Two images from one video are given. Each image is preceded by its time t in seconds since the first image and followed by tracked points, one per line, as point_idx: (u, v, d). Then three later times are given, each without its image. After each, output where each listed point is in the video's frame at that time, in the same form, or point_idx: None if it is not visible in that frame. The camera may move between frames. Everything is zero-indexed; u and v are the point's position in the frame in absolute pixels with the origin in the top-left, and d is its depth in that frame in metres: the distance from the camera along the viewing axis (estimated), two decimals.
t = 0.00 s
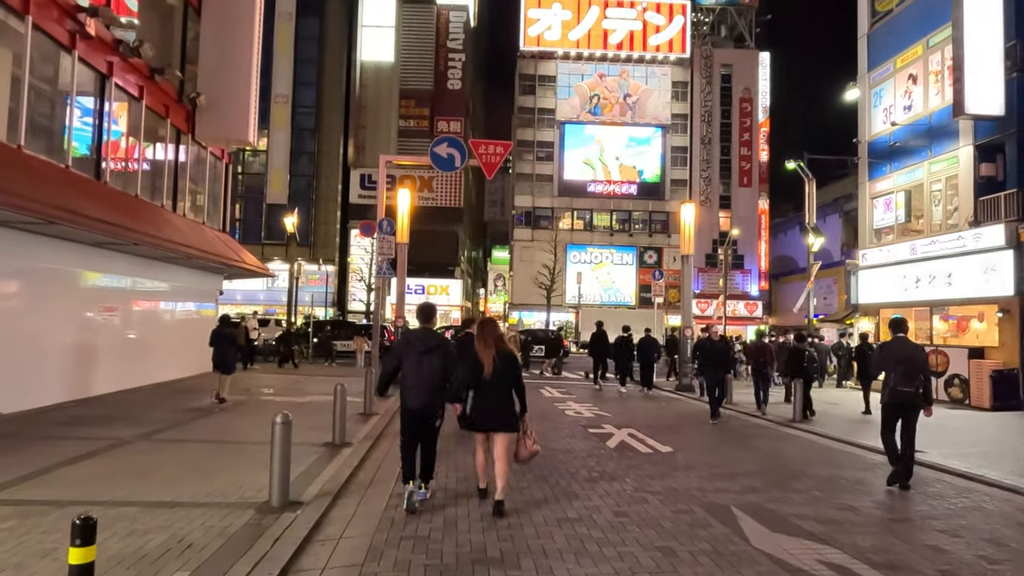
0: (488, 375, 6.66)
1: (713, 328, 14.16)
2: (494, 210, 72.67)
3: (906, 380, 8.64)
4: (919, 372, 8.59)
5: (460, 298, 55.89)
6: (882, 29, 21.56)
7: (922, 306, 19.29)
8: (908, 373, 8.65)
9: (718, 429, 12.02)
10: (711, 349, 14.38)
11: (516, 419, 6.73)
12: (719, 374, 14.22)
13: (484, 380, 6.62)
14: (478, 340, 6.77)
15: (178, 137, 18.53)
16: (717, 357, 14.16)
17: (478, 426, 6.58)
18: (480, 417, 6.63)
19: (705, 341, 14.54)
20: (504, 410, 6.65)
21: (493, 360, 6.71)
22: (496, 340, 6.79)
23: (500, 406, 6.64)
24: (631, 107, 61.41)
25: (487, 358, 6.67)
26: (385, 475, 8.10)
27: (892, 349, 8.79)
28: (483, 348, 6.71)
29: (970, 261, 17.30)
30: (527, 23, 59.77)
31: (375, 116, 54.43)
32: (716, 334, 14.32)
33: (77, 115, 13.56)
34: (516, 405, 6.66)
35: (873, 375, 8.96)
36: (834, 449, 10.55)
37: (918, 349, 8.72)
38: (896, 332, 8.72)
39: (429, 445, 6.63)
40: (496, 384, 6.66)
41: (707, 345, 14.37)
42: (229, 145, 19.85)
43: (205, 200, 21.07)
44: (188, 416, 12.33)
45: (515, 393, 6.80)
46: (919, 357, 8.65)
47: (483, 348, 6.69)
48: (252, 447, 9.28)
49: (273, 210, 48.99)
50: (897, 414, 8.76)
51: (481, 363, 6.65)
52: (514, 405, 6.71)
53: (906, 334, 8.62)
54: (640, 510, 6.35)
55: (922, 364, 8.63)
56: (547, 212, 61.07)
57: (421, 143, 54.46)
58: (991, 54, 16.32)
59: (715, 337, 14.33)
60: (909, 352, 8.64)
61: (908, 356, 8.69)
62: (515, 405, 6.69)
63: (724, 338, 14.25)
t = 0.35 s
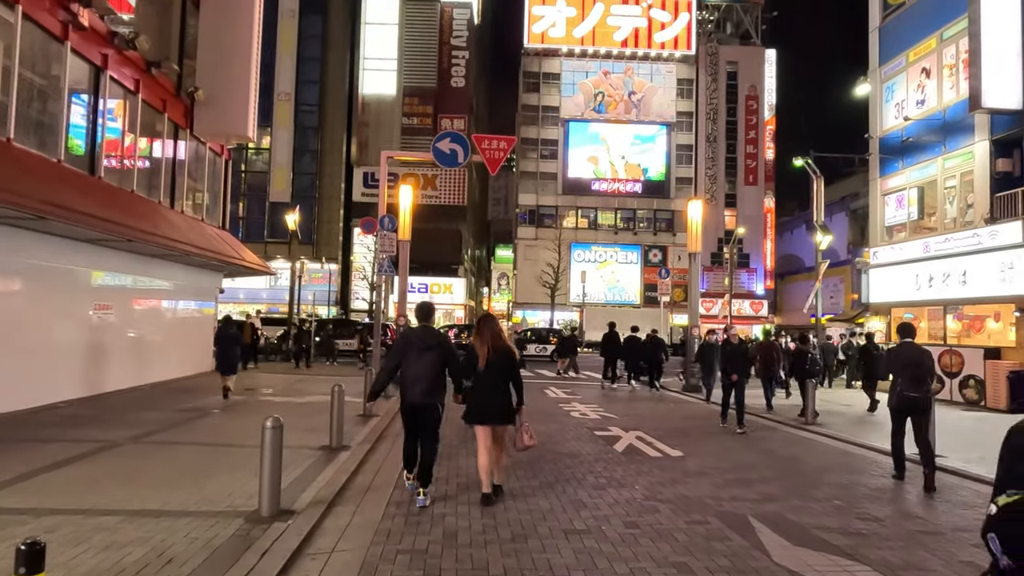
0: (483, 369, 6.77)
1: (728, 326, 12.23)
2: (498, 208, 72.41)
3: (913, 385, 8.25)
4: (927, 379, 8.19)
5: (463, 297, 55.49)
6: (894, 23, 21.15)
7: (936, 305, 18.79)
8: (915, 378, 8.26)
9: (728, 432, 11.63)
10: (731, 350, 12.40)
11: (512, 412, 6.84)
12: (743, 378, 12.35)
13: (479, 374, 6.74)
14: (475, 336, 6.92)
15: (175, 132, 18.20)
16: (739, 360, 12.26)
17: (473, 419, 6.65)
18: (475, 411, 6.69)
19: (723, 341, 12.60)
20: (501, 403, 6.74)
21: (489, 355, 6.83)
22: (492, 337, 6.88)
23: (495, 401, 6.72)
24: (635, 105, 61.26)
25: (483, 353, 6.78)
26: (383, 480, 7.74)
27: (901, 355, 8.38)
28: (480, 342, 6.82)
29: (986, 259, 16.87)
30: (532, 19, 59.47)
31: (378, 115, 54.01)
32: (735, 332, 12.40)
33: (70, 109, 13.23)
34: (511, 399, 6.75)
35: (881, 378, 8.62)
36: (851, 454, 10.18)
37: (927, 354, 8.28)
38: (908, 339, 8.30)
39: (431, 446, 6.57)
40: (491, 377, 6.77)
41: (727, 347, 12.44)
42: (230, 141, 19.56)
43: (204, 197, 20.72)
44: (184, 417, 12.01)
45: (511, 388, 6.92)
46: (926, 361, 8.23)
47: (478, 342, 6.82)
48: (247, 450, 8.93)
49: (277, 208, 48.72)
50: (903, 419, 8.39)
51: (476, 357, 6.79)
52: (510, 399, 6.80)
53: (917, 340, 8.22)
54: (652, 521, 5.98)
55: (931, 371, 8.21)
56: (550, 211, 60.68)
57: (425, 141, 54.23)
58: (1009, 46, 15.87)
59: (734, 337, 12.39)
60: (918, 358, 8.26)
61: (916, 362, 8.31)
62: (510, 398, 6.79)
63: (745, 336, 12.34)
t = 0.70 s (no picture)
0: (475, 369, 7.04)
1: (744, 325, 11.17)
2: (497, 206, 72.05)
3: (917, 379, 8.44)
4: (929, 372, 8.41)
5: (461, 295, 55.05)
6: (900, 15, 20.73)
7: (943, 303, 18.39)
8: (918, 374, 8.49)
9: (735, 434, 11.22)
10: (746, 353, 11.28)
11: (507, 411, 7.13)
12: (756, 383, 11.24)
13: (471, 373, 7.00)
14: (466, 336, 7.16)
15: (164, 126, 17.72)
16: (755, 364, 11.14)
17: (468, 419, 6.93)
18: (470, 410, 6.97)
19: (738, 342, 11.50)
20: (496, 402, 7.00)
21: (480, 356, 7.08)
22: (483, 337, 7.11)
23: (489, 400, 6.97)
24: (635, 102, 60.71)
25: (475, 354, 7.04)
26: (373, 488, 7.35)
27: (904, 350, 8.70)
28: (471, 344, 7.06)
29: (995, 256, 16.49)
30: (530, 16, 58.74)
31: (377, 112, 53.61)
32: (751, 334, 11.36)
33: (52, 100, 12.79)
34: (505, 398, 7.01)
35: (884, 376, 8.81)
36: (861, 456, 9.79)
37: (928, 349, 8.56)
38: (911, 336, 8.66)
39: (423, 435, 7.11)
40: (482, 377, 7.03)
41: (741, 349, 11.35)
42: (222, 135, 19.10)
43: (196, 193, 20.26)
44: (170, 419, 11.60)
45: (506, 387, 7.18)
46: (929, 356, 8.48)
47: (470, 343, 7.07)
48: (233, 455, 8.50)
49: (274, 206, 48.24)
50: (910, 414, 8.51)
51: (468, 358, 7.05)
52: (505, 399, 7.06)
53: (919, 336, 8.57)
54: (657, 534, 5.59)
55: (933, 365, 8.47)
56: (549, 208, 60.31)
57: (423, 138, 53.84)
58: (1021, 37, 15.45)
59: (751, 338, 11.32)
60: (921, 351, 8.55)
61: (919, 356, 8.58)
62: (504, 397, 7.05)
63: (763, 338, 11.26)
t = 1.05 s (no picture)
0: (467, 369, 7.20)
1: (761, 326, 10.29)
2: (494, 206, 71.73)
3: (922, 379, 8.66)
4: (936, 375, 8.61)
5: (458, 297, 54.61)
6: (903, 12, 20.44)
7: (947, 303, 18.04)
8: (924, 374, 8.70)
9: (740, 438, 10.86)
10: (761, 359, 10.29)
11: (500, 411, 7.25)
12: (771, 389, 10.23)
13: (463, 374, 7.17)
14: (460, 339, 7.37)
15: (152, 122, 17.25)
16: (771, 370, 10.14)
17: (458, 420, 7.06)
18: (462, 411, 7.12)
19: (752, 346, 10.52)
20: (488, 403, 7.14)
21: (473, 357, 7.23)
22: (476, 340, 7.30)
23: (481, 401, 7.10)
24: (632, 102, 60.74)
25: (466, 355, 7.21)
26: (364, 497, 6.94)
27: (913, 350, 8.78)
28: (463, 346, 7.26)
29: (1001, 255, 16.17)
30: (528, 16, 59.12)
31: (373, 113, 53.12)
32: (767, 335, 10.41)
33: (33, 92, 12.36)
34: (496, 400, 7.12)
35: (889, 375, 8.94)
36: (872, 461, 9.47)
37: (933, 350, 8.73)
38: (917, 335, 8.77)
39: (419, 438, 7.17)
40: (474, 379, 7.18)
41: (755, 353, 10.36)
42: (213, 131, 18.66)
43: (186, 191, 19.79)
44: (155, 424, 11.14)
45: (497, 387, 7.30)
46: (935, 357, 8.64)
47: (462, 345, 7.27)
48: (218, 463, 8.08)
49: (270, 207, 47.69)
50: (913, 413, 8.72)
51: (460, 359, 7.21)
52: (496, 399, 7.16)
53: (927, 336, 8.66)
54: (668, 548, 5.21)
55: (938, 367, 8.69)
56: (546, 209, 59.73)
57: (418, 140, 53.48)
58: None
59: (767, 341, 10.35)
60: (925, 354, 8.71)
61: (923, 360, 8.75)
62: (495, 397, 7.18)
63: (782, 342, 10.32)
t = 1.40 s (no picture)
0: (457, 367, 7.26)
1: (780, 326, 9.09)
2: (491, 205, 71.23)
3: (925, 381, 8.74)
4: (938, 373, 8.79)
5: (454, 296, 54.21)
6: (907, 7, 20.12)
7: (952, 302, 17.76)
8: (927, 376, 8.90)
9: (747, 442, 10.52)
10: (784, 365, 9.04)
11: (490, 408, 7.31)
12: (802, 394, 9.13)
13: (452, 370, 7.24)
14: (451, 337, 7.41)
15: (141, 117, 16.80)
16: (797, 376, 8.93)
17: (450, 416, 7.11)
18: (452, 407, 7.16)
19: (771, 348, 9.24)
20: (478, 400, 7.20)
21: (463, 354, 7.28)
22: (466, 338, 7.34)
23: (471, 398, 7.18)
24: (630, 100, 60.29)
25: (456, 352, 7.27)
26: (356, 508, 6.56)
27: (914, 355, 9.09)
28: (452, 345, 7.30)
29: (1009, 254, 15.88)
30: (524, 13, 58.48)
31: (370, 110, 52.59)
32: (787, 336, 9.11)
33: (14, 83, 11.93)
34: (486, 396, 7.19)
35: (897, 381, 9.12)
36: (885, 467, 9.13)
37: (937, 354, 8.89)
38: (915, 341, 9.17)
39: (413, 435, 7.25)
40: (465, 375, 7.26)
41: (778, 358, 9.05)
42: (205, 126, 18.24)
43: (176, 187, 19.31)
44: (141, 427, 10.74)
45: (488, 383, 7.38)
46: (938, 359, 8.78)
47: (451, 342, 7.31)
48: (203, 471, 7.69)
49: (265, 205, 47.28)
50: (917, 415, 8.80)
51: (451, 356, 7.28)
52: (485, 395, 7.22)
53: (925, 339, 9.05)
54: (682, 568, 4.84)
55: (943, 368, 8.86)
56: (543, 207, 59.47)
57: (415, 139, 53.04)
58: None
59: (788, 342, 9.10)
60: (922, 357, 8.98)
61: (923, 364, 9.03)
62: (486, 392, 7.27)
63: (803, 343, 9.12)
